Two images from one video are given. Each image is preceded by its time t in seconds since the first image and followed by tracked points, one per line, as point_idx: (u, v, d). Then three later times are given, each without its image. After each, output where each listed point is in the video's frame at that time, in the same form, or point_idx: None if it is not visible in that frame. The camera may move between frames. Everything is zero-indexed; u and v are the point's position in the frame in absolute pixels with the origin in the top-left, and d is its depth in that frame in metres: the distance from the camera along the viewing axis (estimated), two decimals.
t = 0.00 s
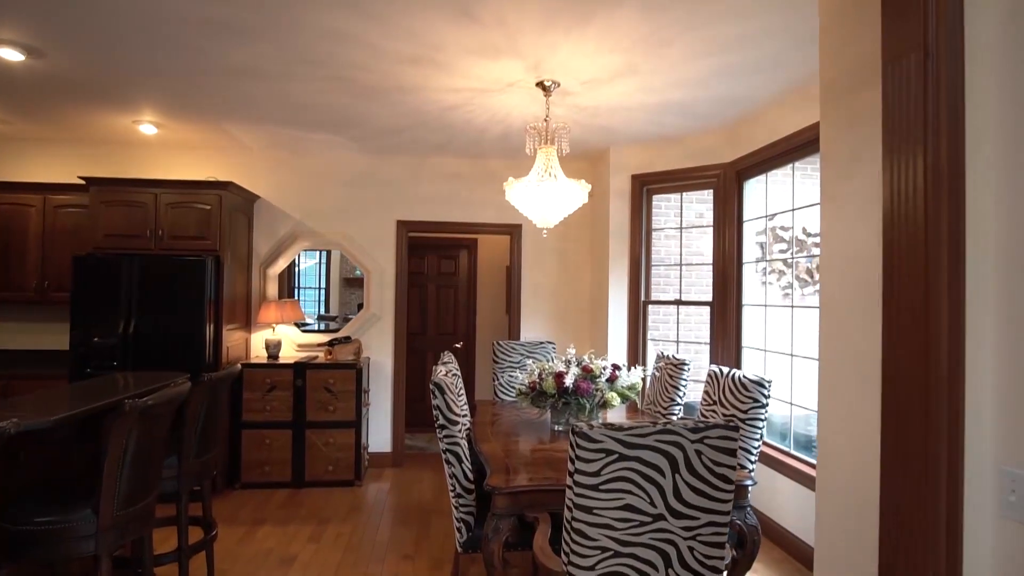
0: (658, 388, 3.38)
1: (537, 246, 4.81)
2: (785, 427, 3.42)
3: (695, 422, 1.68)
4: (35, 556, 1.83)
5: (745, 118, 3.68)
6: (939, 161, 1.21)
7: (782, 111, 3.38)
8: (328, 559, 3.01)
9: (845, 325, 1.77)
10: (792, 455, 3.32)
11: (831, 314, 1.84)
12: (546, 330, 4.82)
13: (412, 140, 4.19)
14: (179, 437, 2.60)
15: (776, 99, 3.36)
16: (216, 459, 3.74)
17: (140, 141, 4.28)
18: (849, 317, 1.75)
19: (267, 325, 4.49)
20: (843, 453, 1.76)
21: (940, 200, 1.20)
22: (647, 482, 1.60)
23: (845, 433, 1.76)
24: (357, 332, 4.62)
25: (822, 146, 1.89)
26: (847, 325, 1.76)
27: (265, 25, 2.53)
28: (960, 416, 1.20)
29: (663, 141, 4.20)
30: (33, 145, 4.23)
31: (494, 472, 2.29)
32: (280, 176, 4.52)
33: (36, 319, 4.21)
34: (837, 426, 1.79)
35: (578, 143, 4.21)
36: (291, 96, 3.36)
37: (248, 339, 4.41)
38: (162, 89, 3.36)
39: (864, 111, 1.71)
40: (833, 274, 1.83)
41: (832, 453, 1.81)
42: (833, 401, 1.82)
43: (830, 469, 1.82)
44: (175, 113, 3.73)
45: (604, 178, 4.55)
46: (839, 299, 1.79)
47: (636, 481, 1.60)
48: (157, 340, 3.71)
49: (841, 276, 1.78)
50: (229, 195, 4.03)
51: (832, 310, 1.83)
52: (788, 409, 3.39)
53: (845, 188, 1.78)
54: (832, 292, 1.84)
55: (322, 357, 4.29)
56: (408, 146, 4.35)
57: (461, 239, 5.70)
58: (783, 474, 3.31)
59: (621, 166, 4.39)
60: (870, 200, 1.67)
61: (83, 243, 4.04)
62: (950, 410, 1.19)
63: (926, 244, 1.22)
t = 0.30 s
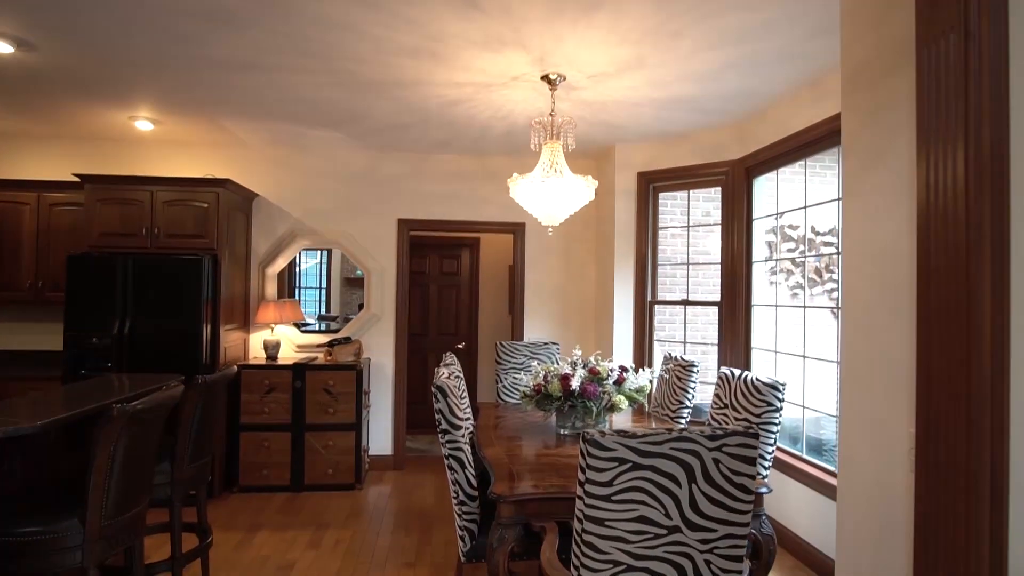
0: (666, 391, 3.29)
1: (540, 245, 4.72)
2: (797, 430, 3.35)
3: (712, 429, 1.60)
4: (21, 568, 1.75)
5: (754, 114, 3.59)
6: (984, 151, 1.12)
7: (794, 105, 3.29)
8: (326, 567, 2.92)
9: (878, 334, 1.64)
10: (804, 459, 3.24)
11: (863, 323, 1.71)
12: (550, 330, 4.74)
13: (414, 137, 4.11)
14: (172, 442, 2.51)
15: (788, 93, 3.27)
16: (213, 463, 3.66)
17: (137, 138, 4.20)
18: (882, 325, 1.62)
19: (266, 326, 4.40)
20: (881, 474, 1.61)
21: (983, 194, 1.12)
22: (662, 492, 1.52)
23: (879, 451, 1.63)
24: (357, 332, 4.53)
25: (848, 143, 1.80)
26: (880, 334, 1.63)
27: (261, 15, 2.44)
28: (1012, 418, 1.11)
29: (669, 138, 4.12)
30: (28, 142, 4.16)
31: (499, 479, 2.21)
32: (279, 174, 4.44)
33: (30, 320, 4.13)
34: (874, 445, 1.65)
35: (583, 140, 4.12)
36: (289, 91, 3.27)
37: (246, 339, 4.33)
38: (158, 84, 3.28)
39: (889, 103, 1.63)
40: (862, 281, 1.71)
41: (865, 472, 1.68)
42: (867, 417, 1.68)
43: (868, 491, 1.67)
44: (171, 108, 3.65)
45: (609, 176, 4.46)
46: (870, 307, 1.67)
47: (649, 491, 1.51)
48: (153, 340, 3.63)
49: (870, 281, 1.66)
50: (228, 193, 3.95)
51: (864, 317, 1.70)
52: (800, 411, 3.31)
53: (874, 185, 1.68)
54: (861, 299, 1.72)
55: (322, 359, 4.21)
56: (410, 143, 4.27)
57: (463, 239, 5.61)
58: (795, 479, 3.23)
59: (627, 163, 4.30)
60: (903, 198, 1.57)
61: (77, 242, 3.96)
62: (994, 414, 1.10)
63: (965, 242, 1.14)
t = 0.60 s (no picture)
0: (675, 394, 3.21)
1: (544, 245, 4.63)
2: (811, 434, 3.27)
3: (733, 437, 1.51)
4: None
5: (765, 109, 3.51)
6: None
7: (808, 99, 3.20)
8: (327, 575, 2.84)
9: (889, 330, 1.65)
10: (818, 464, 3.17)
11: (875, 319, 1.72)
12: (554, 331, 4.65)
13: (416, 134, 4.03)
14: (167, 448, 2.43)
15: (801, 88, 3.19)
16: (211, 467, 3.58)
17: (135, 135, 4.13)
18: (893, 320, 1.64)
19: (265, 327, 4.32)
20: (889, 469, 1.63)
21: None
22: (680, 504, 1.43)
23: (892, 449, 1.63)
24: (358, 333, 4.45)
25: (867, 135, 1.75)
26: (895, 331, 1.63)
27: (258, 6, 2.36)
28: None
29: (677, 135, 4.03)
30: (25, 139, 4.09)
31: (505, 487, 2.12)
32: (279, 172, 4.36)
33: (25, 320, 4.05)
34: (881, 440, 1.66)
35: (589, 137, 4.04)
36: (288, 86, 3.19)
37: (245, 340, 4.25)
38: (153, 79, 3.19)
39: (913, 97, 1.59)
40: (875, 277, 1.72)
41: (877, 470, 1.67)
42: (877, 413, 1.69)
43: (874, 485, 1.69)
44: (168, 105, 3.57)
45: (615, 174, 4.37)
46: (883, 302, 1.68)
47: (667, 504, 1.43)
48: (150, 341, 3.55)
49: (890, 277, 1.64)
50: (226, 191, 3.87)
51: (877, 313, 1.70)
52: (813, 414, 3.25)
53: (892, 180, 1.66)
54: (874, 294, 1.73)
55: (322, 360, 4.13)
56: (411, 140, 4.19)
57: (466, 238, 5.53)
58: (810, 486, 3.16)
59: (634, 161, 4.22)
60: (925, 194, 1.55)
61: (73, 241, 3.88)
62: None
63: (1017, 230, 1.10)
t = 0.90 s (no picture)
0: (687, 398, 3.12)
1: (551, 245, 4.55)
2: (826, 439, 3.19)
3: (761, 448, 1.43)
4: None
5: (779, 106, 3.42)
6: None
7: (824, 95, 3.11)
8: None
9: (924, 333, 1.57)
10: (835, 470, 3.08)
11: (902, 317, 1.66)
12: (561, 333, 4.57)
13: (420, 132, 3.95)
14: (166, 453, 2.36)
15: (818, 83, 3.10)
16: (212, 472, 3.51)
17: (135, 133, 4.06)
18: (928, 323, 1.56)
19: (267, 328, 4.24)
20: (917, 474, 1.58)
21: None
22: (706, 519, 1.35)
23: (927, 457, 1.55)
24: (361, 335, 4.37)
25: (898, 129, 1.67)
26: (931, 334, 1.55)
27: None
28: None
29: (687, 132, 3.95)
30: (23, 137, 4.02)
31: (516, 496, 2.04)
32: (282, 170, 4.29)
33: (24, 321, 3.98)
34: (910, 444, 1.61)
35: (597, 135, 3.96)
36: (291, 81, 3.11)
37: (246, 342, 4.18)
38: (152, 75, 3.12)
39: (950, 88, 1.51)
40: (902, 274, 1.66)
41: (911, 480, 1.59)
42: (903, 415, 1.64)
43: (902, 491, 1.63)
44: (168, 102, 3.49)
45: (623, 173, 4.29)
46: (916, 303, 1.60)
47: (693, 519, 1.35)
48: (149, 343, 3.48)
49: (926, 277, 1.56)
50: (228, 189, 3.79)
51: (906, 313, 1.64)
52: (829, 418, 3.17)
53: (926, 175, 1.58)
54: (906, 295, 1.65)
55: (325, 362, 4.05)
56: (416, 138, 4.11)
57: (470, 238, 5.45)
58: (826, 493, 3.07)
59: (643, 159, 4.13)
60: (965, 189, 1.47)
61: (72, 240, 3.81)
62: None
63: None
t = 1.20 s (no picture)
0: (699, 401, 3.05)
1: (557, 245, 4.48)
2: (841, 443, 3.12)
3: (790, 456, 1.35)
4: None
5: (792, 102, 3.35)
6: None
7: (839, 91, 3.04)
8: None
9: (958, 335, 1.50)
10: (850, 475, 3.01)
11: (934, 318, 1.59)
12: (567, 333, 4.49)
13: (425, 129, 3.88)
14: (165, 459, 2.29)
15: (833, 78, 3.02)
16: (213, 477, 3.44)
17: (135, 131, 3.99)
18: (964, 326, 1.49)
19: (269, 329, 4.17)
20: (951, 483, 1.50)
21: None
22: (734, 532, 1.28)
23: (962, 467, 1.48)
24: (365, 336, 4.30)
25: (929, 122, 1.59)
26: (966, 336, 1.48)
27: None
28: None
29: (697, 130, 3.88)
30: (22, 135, 3.96)
31: (528, 505, 1.97)
32: (284, 169, 4.22)
33: (23, 322, 3.92)
34: (943, 452, 1.54)
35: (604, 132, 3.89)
36: (293, 77, 3.05)
37: (248, 343, 4.11)
38: (152, 71, 3.05)
39: (985, 80, 1.44)
40: (934, 273, 1.59)
41: (944, 490, 1.52)
42: (936, 421, 1.57)
43: (934, 501, 1.56)
44: (168, 99, 3.42)
45: (631, 171, 4.22)
46: (949, 304, 1.53)
47: (720, 532, 1.27)
48: (149, 345, 3.41)
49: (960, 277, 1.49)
50: (229, 188, 3.72)
51: (938, 315, 1.57)
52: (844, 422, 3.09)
53: (960, 171, 1.50)
54: (938, 296, 1.58)
55: (328, 364, 3.98)
56: (420, 136, 4.04)
57: (475, 238, 5.38)
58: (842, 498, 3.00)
59: (651, 157, 4.06)
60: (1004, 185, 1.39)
61: (71, 240, 3.74)
62: None
63: None
